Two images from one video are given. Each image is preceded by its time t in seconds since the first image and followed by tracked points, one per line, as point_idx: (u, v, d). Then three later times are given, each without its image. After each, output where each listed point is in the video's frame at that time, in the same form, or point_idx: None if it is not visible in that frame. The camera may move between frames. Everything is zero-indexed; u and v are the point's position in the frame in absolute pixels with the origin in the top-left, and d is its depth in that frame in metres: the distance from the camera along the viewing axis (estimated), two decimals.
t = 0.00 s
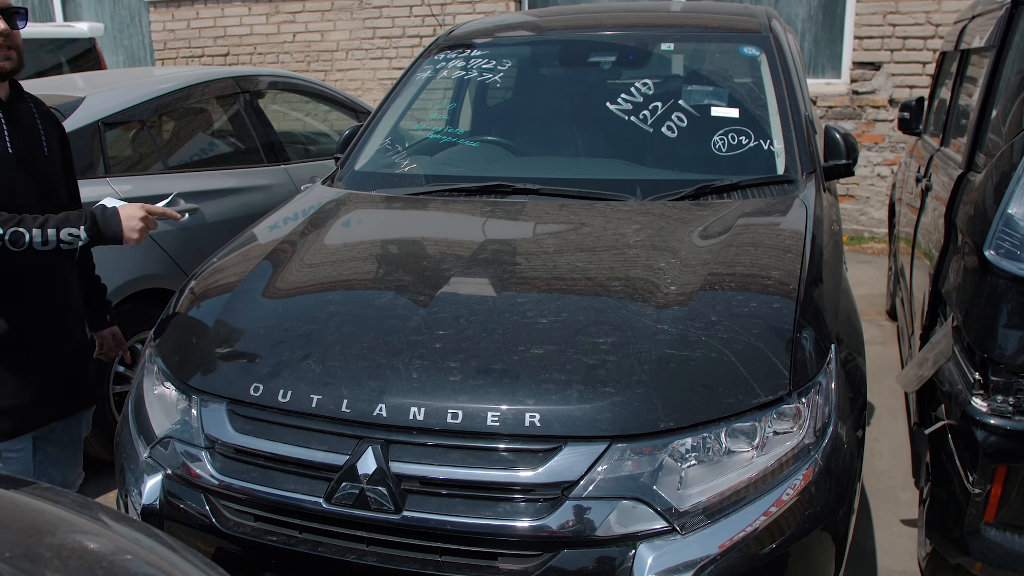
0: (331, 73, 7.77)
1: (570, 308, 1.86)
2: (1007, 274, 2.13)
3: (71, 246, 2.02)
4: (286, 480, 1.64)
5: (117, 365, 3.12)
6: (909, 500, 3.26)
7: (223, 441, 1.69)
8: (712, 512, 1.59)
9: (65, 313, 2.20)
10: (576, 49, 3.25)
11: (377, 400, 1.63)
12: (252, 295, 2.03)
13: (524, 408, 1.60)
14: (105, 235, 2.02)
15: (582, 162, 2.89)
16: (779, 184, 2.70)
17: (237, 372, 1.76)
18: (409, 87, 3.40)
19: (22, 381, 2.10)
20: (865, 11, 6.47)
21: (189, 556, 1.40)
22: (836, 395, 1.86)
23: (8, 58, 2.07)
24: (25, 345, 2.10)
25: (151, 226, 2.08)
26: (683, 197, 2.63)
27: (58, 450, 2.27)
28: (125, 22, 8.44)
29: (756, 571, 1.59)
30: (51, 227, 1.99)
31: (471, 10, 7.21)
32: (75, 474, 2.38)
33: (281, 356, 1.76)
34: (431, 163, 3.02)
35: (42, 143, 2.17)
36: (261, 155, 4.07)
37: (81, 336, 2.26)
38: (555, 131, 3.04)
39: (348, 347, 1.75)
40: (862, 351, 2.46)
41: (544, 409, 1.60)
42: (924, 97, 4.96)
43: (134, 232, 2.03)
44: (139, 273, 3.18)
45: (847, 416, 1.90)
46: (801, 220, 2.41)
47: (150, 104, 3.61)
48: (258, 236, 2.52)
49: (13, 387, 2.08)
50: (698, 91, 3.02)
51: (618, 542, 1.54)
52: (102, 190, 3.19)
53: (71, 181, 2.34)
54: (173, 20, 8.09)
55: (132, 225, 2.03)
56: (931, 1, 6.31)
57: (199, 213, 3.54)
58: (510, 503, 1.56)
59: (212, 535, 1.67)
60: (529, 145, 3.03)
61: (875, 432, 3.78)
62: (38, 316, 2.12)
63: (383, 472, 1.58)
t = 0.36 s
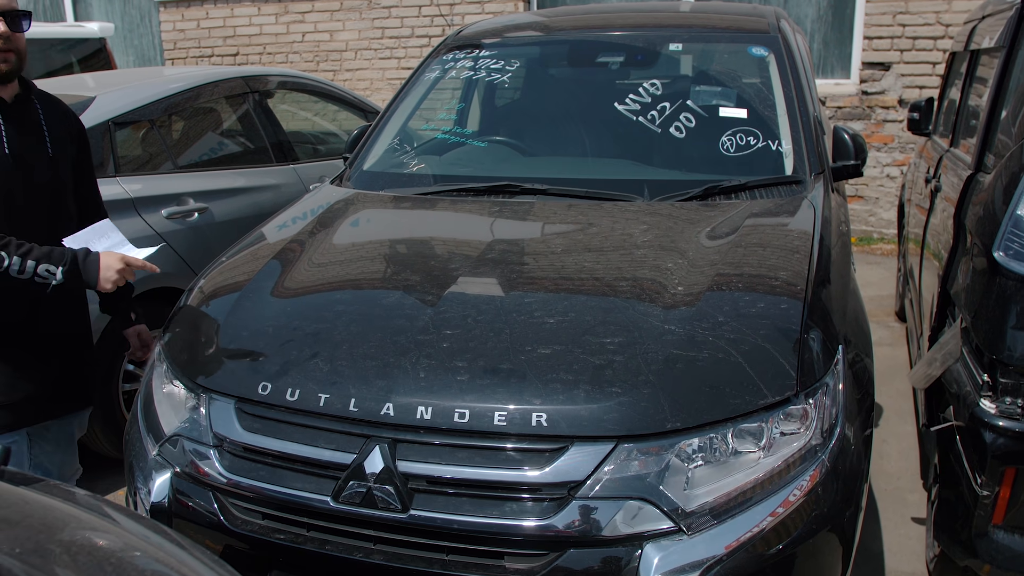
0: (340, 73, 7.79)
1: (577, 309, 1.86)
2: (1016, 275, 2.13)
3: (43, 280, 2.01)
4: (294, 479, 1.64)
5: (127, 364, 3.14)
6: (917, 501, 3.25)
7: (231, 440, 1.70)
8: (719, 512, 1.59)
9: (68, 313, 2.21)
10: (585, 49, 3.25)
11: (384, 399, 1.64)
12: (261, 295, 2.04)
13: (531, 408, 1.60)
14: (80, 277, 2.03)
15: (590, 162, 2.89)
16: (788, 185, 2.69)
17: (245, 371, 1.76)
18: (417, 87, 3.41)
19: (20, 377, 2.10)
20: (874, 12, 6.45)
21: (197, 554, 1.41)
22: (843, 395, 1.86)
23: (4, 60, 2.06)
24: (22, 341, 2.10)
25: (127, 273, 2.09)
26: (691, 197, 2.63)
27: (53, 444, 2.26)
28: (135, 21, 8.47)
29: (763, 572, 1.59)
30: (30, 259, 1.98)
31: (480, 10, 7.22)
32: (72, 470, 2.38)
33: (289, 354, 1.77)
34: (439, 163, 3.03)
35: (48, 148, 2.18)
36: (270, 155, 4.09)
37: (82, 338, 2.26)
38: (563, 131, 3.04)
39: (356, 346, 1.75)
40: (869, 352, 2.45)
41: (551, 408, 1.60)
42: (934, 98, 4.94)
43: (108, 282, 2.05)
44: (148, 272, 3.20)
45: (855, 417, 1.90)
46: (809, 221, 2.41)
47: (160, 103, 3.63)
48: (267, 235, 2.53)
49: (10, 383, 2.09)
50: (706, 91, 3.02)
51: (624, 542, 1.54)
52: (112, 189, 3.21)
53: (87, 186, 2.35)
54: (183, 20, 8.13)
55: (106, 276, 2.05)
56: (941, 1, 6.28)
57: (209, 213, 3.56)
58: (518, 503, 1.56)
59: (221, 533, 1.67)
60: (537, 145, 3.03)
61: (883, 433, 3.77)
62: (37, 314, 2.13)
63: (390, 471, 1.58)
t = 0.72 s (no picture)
0: (367, 71, 7.81)
1: (604, 309, 1.84)
2: None
3: None
4: (317, 477, 1.63)
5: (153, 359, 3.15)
6: (949, 508, 3.18)
7: (255, 437, 1.69)
8: (747, 518, 1.55)
9: (79, 316, 2.09)
10: (613, 47, 3.22)
11: (408, 398, 1.62)
12: (285, 292, 2.03)
13: (557, 409, 1.58)
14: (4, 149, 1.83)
15: (617, 161, 2.86)
16: (819, 184, 2.65)
17: (269, 368, 1.76)
18: (444, 84, 3.39)
19: (25, 379, 2.00)
20: (908, 10, 6.34)
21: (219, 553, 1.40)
22: (876, 400, 1.81)
23: (22, 68, 1.96)
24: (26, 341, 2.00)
25: (38, 113, 1.82)
26: (721, 197, 2.59)
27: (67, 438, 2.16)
28: (165, 20, 8.54)
29: None
30: None
31: (508, 9, 7.19)
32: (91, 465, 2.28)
33: (313, 352, 1.76)
34: (466, 161, 3.01)
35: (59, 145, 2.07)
36: (296, 152, 4.10)
37: (97, 343, 2.13)
38: (590, 130, 3.01)
39: (380, 344, 1.74)
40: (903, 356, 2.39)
41: (577, 409, 1.58)
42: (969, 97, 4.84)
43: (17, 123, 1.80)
44: (176, 269, 3.23)
45: (888, 422, 1.85)
46: (840, 222, 2.36)
47: (188, 100, 3.64)
48: (294, 231, 2.54)
49: (13, 384, 1.99)
50: (736, 90, 2.97)
51: (651, 548, 1.51)
52: (140, 185, 3.22)
53: (110, 182, 2.20)
54: (212, 18, 8.20)
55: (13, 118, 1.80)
56: None
57: (236, 209, 3.58)
58: (542, 505, 1.54)
59: (243, 530, 1.67)
60: (564, 143, 3.00)
61: (914, 438, 3.70)
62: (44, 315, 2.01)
63: (414, 471, 1.56)
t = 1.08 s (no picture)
0: (465, 70, 7.83)
1: (708, 333, 1.72)
2: None
3: (45, 158, 1.67)
4: (401, 500, 1.57)
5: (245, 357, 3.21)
6: None
7: (339, 453, 1.65)
8: (860, 572, 1.41)
9: (166, 324, 2.00)
10: (719, 50, 3.07)
11: (498, 422, 1.55)
12: (375, 302, 1.99)
13: (655, 442, 1.48)
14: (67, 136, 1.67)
15: (721, 171, 2.72)
16: (942, 202, 2.44)
17: (356, 382, 1.72)
18: (542, 87, 3.31)
19: (113, 393, 1.93)
20: None
21: None
22: (1009, 444, 1.63)
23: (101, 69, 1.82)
24: (113, 352, 1.92)
25: (97, 91, 1.66)
26: (832, 213, 2.44)
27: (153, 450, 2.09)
28: (270, 18, 8.76)
29: None
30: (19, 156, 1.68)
31: (608, 7, 7.05)
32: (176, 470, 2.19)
33: (401, 368, 1.71)
34: (563, 167, 2.92)
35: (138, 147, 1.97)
36: (392, 152, 4.10)
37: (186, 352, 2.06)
38: (693, 137, 2.87)
39: (470, 364, 1.68)
40: None
41: (677, 443, 1.48)
42: None
43: (75, 106, 1.64)
44: (271, 267, 3.26)
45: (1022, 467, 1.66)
46: (963, 241, 2.18)
47: (287, 100, 3.67)
48: (391, 234, 2.52)
49: (101, 397, 1.92)
50: (851, 97, 2.79)
51: None
52: (237, 184, 3.26)
53: (185, 184, 2.12)
54: (314, 16, 8.38)
55: (70, 99, 1.64)
56: None
57: (331, 209, 3.59)
58: (631, 544, 1.44)
59: (324, 548, 1.62)
60: (666, 151, 2.88)
61: None
62: (130, 325, 1.93)
63: (501, 498, 1.49)
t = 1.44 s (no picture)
0: (638, 71, 7.67)
1: (881, 390, 1.53)
2: None
3: (218, 215, 1.60)
4: (526, 540, 1.51)
5: (397, 359, 3.29)
6: None
7: (468, 483, 1.62)
8: None
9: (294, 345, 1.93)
10: (915, 60, 2.78)
11: (634, 470, 1.46)
12: (519, 324, 1.95)
13: (808, 512, 1.34)
14: (245, 201, 1.59)
15: (908, 196, 2.46)
16: None
17: (490, 411, 1.69)
18: (713, 97, 3.14)
19: (243, 416, 1.87)
20: None
21: None
22: None
23: (229, 81, 1.80)
24: (243, 374, 1.86)
25: (296, 182, 1.60)
26: None
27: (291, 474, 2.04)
28: (448, 17, 8.98)
29: None
30: (191, 202, 1.60)
31: (793, 9, 6.64)
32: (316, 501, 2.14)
33: (538, 400, 1.65)
34: (731, 185, 2.75)
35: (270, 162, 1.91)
36: (557, 157, 4.06)
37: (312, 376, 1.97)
38: (877, 157, 2.62)
39: (611, 402, 1.59)
40: None
41: (834, 516, 1.33)
42: None
43: (269, 187, 1.57)
44: (427, 271, 3.30)
45: None
46: None
47: (453, 102, 3.69)
48: (554, 240, 2.56)
49: (231, 422, 1.86)
50: None
51: None
52: (399, 188, 3.33)
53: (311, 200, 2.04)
54: (491, 15, 8.53)
55: (269, 179, 1.57)
56: None
57: (490, 214, 3.59)
58: None
59: None
60: (846, 172, 2.63)
61: None
62: (260, 346, 1.87)
63: (632, 553, 1.39)
